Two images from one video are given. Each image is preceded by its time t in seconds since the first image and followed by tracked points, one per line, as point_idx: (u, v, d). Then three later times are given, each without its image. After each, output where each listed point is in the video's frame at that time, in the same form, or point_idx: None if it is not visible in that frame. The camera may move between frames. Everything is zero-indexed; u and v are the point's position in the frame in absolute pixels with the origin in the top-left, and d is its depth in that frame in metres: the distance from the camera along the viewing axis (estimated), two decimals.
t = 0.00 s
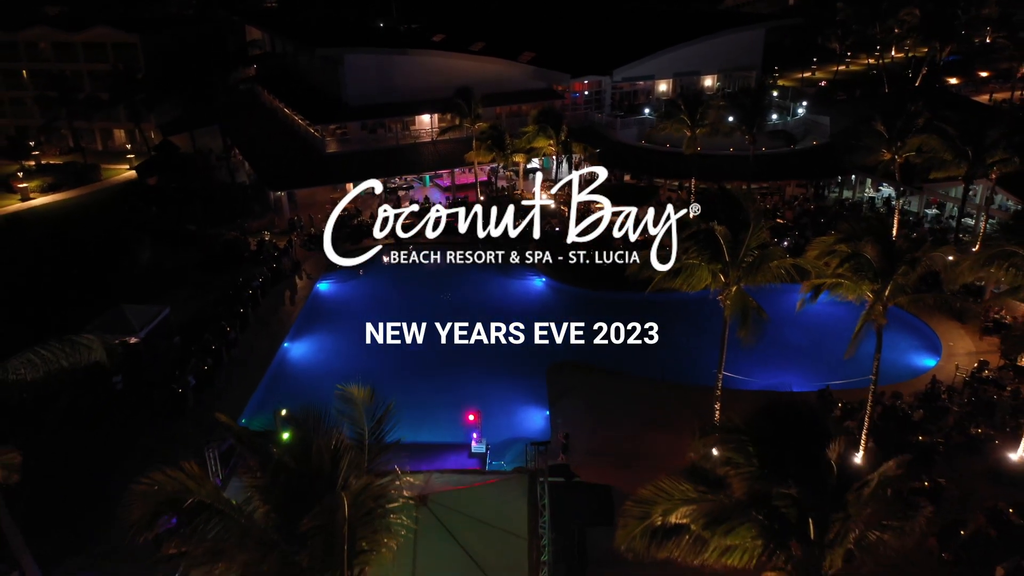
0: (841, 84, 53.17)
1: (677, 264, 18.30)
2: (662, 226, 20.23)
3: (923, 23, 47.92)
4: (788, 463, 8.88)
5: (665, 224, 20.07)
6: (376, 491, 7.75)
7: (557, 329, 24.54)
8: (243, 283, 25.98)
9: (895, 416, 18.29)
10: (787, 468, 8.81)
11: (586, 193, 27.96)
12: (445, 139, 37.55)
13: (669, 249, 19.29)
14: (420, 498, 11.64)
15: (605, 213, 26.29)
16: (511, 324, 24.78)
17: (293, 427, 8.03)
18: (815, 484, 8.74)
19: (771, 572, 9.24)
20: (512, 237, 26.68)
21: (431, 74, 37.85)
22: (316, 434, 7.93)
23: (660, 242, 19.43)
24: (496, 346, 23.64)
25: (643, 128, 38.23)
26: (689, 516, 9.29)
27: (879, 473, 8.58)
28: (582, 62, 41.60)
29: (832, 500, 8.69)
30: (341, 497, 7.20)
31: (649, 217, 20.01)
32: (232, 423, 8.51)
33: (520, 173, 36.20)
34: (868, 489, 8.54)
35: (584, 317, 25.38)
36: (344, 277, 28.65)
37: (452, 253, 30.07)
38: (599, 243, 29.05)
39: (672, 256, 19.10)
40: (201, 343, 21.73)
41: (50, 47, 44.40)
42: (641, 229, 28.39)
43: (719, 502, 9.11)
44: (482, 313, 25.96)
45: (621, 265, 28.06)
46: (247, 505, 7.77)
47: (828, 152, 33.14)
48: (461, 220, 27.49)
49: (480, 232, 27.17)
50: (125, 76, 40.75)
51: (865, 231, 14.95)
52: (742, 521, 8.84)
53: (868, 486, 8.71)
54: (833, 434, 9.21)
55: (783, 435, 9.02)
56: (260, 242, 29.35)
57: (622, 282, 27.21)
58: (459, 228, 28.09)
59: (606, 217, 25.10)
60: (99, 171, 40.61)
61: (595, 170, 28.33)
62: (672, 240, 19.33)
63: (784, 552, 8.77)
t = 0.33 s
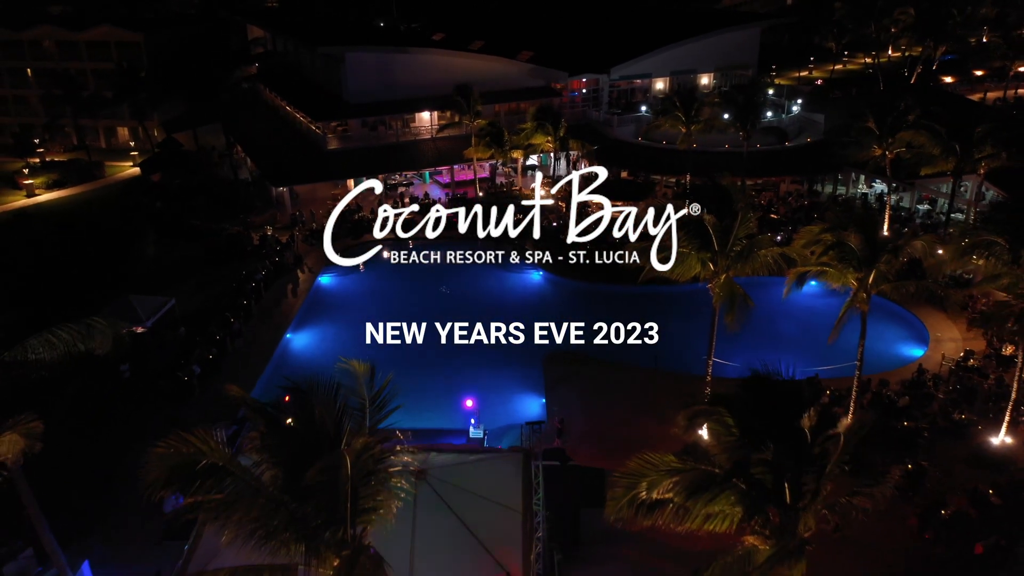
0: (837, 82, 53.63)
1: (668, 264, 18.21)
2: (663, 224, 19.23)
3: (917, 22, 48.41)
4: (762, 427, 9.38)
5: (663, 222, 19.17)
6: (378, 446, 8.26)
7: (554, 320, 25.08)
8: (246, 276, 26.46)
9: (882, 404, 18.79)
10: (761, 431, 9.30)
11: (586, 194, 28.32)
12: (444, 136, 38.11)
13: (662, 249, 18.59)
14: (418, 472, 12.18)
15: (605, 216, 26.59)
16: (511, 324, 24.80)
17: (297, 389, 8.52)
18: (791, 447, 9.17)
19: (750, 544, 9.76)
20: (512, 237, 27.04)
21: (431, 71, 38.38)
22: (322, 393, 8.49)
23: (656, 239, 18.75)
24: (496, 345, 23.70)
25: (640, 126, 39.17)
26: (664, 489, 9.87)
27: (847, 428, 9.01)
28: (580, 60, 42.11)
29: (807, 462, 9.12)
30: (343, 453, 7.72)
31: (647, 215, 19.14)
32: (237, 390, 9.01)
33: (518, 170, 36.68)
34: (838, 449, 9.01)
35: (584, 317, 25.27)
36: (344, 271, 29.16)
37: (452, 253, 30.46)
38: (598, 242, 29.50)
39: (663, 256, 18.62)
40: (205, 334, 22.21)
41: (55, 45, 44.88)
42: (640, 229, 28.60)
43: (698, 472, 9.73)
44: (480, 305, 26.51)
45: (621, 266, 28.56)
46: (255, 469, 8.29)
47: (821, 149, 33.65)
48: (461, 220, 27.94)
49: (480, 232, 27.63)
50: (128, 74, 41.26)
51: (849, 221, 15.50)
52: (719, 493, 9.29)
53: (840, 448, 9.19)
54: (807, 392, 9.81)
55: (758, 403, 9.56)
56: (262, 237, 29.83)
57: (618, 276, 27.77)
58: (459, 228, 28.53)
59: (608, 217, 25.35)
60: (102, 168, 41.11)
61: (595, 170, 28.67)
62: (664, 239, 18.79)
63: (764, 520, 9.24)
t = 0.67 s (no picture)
0: (833, 88, 54.16)
1: (668, 261, 17.81)
2: (663, 222, 18.46)
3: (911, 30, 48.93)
4: (740, 400, 9.88)
5: (665, 219, 18.55)
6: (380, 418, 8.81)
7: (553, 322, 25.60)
8: (249, 277, 26.90)
9: (870, 402, 19.24)
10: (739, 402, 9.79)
11: (585, 194, 28.80)
12: (444, 141, 38.72)
13: (662, 249, 18.28)
14: (417, 460, 12.67)
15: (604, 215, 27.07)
16: (511, 324, 25.32)
17: (304, 365, 9.03)
18: (767, 418, 9.66)
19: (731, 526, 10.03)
20: (512, 237, 27.54)
21: (431, 77, 39.04)
22: (327, 369, 9.02)
23: (657, 238, 18.41)
24: (496, 345, 24.09)
25: (636, 131, 39.89)
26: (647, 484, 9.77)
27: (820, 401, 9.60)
28: (578, 67, 42.68)
29: (783, 433, 9.60)
30: (345, 425, 8.25)
31: (650, 211, 18.65)
32: (247, 366, 9.58)
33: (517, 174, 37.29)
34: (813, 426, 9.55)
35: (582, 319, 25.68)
36: (346, 273, 29.71)
37: (452, 255, 30.99)
38: (596, 244, 30.05)
39: (662, 253, 18.30)
40: (210, 333, 22.61)
41: (60, 51, 45.49)
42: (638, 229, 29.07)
43: (679, 447, 10.03)
44: (479, 306, 27.02)
45: (620, 267, 29.07)
46: (264, 445, 8.79)
47: (815, 154, 34.14)
48: (461, 221, 28.46)
49: (480, 232, 28.13)
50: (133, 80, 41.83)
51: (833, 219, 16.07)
52: (703, 472, 9.51)
53: (814, 426, 9.75)
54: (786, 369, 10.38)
55: (736, 376, 10.07)
56: (265, 239, 30.31)
57: (615, 278, 28.24)
58: (458, 228, 29.05)
59: (607, 216, 25.73)
60: (106, 172, 41.67)
61: (595, 170, 29.02)
62: (663, 237, 18.49)
63: (742, 495, 9.56)
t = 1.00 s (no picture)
0: (828, 97, 54.85)
1: (670, 258, 17.42)
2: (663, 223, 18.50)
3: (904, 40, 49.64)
4: (721, 383, 10.29)
5: (665, 219, 18.82)
6: (381, 402, 9.27)
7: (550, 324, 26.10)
8: (252, 281, 27.44)
9: (857, 402, 19.76)
10: (719, 384, 10.24)
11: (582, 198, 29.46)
12: (444, 149, 39.44)
13: (663, 247, 17.61)
14: (415, 450, 13.15)
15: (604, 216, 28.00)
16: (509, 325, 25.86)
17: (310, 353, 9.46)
18: (746, 398, 10.09)
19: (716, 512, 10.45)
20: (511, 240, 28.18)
21: (431, 87, 39.78)
22: (334, 356, 9.46)
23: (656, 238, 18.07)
24: (494, 346, 24.58)
25: (633, 139, 40.55)
26: (635, 475, 10.12)
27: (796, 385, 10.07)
28: (576, 76, 43.37)
29: (761, 414, 10.07)
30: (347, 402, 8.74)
31: (650, 211, 18.80)
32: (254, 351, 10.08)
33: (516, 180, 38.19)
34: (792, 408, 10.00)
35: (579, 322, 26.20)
36: (347, 278, 30.23)
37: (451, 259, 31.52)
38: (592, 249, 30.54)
39: (664, 252, 17.56)
40: (213, 335, 23.11)
41: (66, 61, 46.19)
42: (636, 231, 29.74)
43: (665, 433, 10.49)
44: (477, 309, 27.51)
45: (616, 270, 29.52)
46: (271, 427, 9.29)
47: (808, 161, 34.77)
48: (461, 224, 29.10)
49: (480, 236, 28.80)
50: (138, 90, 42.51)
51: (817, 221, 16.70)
52: (688, 457, 9.93)
53: (791, 410, 10.24)
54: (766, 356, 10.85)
55: (716, 359, 10.49)
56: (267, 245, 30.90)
57: (611, 282, 28.69)
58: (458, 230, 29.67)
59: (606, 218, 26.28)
60: (111, 180, 42.28)
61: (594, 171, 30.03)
62: (664, 237, 17.90)
63: (727, 479, 9.97)
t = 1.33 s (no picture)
0: (824, 107, 55.48)
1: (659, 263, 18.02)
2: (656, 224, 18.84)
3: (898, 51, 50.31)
4: (705, 372, 10.76)
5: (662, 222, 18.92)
6: (381, 387, 9.78)
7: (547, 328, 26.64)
8: (254, 285, 27.93)
9: (843, 402, 20.33)
10: (702, 373, 10.71)
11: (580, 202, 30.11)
12: (444, 156, 40.01)
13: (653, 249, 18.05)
14: (413, 439, 13.70)
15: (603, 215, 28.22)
16: (507, 328, 26.48)
17: (315, 342, 9.98)
18: (728, 387, 10.57)
19: (700, 496, 10.94)
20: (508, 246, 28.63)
21: (431, 95, 40.42)
22: (337, 344, 9.99)
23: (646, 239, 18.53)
24: (491, 347, 25.12)
25: (631, 147, 41.14)
26: (622, 458, 10.61)
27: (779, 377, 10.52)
28: (575, 85, 43.99)
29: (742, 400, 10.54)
30: (348, 384, 9.30)
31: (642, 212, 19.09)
32: (262, 341, 10.60)
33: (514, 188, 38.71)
34: (773, 399, 10.46)
35: (577, 324, 26.84)
36: (348, 283, 30.80)
37: (451, 266, 32.10)
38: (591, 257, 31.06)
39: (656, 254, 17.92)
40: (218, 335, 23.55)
41: (71, 71, 46.85)
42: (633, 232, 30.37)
43: (651, 417, 10.97)
44: (475, 313, 28.05)
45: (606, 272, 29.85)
46: (277, 410, 9.80)
47: (802, 170, 35.33)
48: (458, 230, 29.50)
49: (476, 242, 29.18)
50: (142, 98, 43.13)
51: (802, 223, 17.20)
52: (672, 442, 10.43)
53: (772, 399, 10.68)
54: (749, 348, 11.36)
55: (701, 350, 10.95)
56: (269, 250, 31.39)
57: (609, 285, 28.99)
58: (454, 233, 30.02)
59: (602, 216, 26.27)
60: (115, 187, 42.86)
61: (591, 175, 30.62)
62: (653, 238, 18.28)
63: (709, 464, 10.45)
